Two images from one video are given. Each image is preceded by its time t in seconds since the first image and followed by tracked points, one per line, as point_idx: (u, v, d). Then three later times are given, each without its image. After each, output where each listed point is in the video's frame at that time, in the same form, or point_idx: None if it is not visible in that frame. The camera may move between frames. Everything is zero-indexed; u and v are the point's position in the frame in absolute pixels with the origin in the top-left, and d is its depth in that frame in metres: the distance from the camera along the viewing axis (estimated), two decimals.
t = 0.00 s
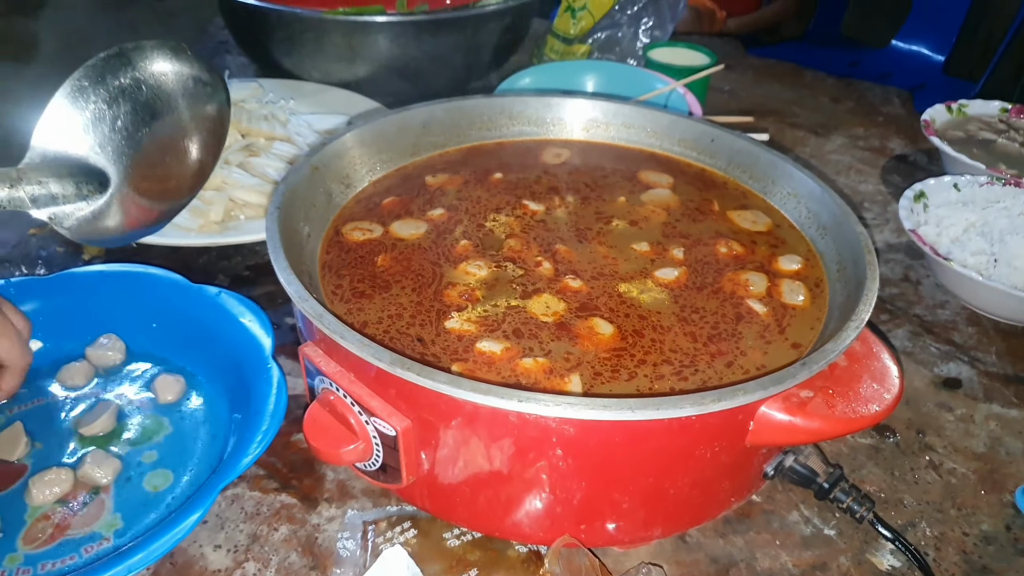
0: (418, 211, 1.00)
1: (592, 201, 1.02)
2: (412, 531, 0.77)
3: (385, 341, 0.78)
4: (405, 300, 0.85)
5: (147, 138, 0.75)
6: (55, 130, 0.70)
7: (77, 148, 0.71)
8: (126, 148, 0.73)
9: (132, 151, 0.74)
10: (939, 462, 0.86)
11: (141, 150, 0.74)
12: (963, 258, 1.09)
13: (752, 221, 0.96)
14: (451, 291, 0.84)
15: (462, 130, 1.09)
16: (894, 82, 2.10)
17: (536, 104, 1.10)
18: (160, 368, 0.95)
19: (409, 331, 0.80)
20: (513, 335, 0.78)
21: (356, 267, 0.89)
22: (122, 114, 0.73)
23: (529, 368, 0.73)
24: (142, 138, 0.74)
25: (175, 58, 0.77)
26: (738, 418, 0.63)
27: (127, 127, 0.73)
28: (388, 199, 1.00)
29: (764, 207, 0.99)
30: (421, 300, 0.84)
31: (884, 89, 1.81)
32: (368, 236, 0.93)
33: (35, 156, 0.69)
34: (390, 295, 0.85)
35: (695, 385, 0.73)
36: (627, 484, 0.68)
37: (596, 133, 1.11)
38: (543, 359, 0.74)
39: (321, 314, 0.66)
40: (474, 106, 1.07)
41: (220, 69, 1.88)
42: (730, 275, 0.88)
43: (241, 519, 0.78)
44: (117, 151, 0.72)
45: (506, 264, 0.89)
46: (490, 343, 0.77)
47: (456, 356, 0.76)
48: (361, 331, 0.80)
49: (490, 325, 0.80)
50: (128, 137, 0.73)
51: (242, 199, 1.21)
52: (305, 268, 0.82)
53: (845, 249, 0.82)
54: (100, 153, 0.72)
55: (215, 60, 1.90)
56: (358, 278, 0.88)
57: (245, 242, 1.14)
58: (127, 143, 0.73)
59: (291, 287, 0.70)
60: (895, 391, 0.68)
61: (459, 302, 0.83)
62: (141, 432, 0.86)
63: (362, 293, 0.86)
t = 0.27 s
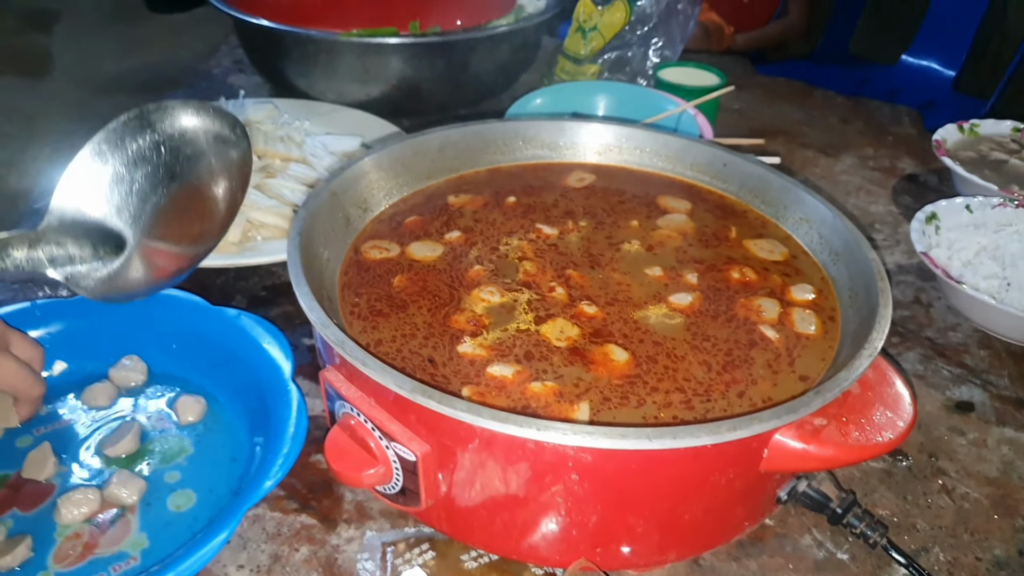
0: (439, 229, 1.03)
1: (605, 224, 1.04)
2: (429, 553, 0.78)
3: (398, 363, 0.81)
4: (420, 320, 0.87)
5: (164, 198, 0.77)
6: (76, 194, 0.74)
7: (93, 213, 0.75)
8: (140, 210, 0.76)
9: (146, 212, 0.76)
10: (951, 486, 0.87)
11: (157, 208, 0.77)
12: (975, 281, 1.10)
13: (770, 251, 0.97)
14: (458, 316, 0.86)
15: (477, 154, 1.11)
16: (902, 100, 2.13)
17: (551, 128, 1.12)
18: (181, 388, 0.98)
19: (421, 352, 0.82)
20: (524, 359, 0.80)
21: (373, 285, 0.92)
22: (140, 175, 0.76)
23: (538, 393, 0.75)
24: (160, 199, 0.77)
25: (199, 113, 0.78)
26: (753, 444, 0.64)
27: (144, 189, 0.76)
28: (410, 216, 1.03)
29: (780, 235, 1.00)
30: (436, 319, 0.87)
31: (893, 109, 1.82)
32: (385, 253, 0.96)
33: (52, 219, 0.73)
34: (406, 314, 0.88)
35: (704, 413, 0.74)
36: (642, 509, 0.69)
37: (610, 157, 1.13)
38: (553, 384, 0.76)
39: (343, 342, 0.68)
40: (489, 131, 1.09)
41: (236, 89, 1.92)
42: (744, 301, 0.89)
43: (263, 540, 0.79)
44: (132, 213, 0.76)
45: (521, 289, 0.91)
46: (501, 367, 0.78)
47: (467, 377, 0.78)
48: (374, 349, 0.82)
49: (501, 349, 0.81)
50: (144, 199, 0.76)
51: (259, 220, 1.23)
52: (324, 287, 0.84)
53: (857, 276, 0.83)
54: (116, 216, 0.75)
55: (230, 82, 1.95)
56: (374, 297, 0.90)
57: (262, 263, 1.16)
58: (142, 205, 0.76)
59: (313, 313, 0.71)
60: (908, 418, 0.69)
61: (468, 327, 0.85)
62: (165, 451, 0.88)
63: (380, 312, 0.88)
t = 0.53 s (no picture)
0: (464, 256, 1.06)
1: (614, 258, 1.06)
2: None
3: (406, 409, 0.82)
4: (431, 358, 0.89)
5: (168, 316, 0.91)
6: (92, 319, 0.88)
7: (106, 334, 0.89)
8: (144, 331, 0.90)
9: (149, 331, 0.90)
10: (964, 511, 0.88)
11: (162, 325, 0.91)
12: (985, 302, 1.10)
13: (783, 287, 0.98)
14: (463, 359, 0.88)
15: (487, 188, 1.12)
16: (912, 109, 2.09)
17: (559, 160, 1.13)
18: (203, 430, 1.01)
19: (430, 393, 0.85)
20: (532, 402, 0.82)
21: (385, 322, 0.94)
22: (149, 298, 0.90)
23: (546, 435, 0.78)
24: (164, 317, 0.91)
25: (205, 234, 0.93)
26: (763, 487, 0.65)
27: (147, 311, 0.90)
28: (433, 249, 1.06)
29: (793, 271, 1.00)
30: (447, 357, 0.89)
31: (902, 120, 1.82)
32: (401, 287, 0.99)
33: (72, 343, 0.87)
34: (418, 353, 0.90)
35: (709, 457, 0.76)
36: (657, 549, 0.70)
37: (618, 187, 1.15)
38: (559, 426, 0.78)
39: (360, 395, 0.69)
40: (498, 165, 1.10)
41: (247, 118, 1.95)
42: (753, 336, 0.91)
43: None
44: (138, 333, 0.90)
45: (534, 327, 0.93)
46: (508, 411, 0.80)
47: (474, 420, 0.81)
48: (384, 388, 0.85)
49: (510, 391, 0.84)
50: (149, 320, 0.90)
51: (274, 255, 1.25)
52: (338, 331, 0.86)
53: (865, 309, 0.84)
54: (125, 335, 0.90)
55: (243, 111, 1.99)
56: (385, 335, 0.92)
57: (279, 300, 1.18)
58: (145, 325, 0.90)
59: (330, 364, 0.72)
60: (916, 455, 0.70)
61: (476, 370, 0.87)
62: (190, 496, 0.92)
63: (394, 349, 0.91)
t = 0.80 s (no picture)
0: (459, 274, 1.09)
1: (603, 279, 1.08)
2: None
3: (393, 432, 0.85)
4: (419, 380, 0.92)
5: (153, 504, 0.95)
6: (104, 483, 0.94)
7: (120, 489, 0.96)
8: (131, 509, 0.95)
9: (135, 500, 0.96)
10: (946, 523, 0.90)
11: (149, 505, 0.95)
12: (967, 315, 1.12)
13: (773, 312, 0.99)
14: (449, 386, 0.90)
15: (479, 211, 1.15)
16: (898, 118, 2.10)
17: (548, 181, 1.15)
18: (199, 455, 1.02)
19: (417, 417, 0.87)
20: (518, 426, 0.84)
21: (378, 343, 0.97)
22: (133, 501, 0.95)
23: (532, 459, 0.80)
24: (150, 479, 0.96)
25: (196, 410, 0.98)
26: (748, 511, 0.67)
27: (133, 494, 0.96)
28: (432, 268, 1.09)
29: (782, 295, 1.01)
30: (437, 380, 0.91)
31: (888, 129, 1.85)
32: (395, 307, 1.02)
33: (73, 503, 0.94)
34: (410, 374, 0.92)
35: (691, 482, 0.78)
36: (646, 572, 0.72)
37: (608, 208, 1.17)
38: (546, 450, 0.80)
39: (353, 427, 0.70)
40: (488, 187, 1.13)
41: (239, 134, 1.96)
42: (739, 359, 0.94)
43: None
44: (123, 493, 0.96)
45: (525, 350, 0.95)
46: (494, 435, 0.82)
47: (460, 445, 0.83)
48: (372, 410, 0.87)
49: (497, 415, 0.86)
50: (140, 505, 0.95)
51: (268, 276, 1.26)
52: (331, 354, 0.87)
53: (848, 329, 0.86)
54: (116, 494, 0.96)
55: (235, 125, 2.00)
56: (377, 357, 0.94)
57: (272, 322, 1.19)
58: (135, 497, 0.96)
59: (323, 396, 0.73)
60: (897, 476, 0.72)
61: (460, 396, 0.89)
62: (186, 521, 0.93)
63: (386, 371, 0.93)
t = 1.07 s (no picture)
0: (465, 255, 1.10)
1: (599, 264, 1.09)
2: None
3: (387, 412, 0.86)
4: (415, 363, 0.93)
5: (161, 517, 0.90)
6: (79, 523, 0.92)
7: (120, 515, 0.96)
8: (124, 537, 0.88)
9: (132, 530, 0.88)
10: (939, 503, 0.91)
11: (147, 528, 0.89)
12: (961, 298, 1.13)
13: (773, 301, 0.99)
14: (440, 372, 0.91)
15: (476, 197, 1.15)
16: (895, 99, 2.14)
17: (545, 167, 1.15)
18: (202, 443, 1.04)
19: (411, 400, 0.88)
20: (513, 411, 0.85)
21: (377, 326, 0.98)
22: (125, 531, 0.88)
23: (527, 442, 0.81)
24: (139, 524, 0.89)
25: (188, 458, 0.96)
26: (743, 494, 0.68)
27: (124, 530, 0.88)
28: (434, 252, 1.10)
29: (782, 284, 1.02)
30: (433, 365, 0.93)
31: (885, 110, 1.84)
32: (397, 289, 1.03)
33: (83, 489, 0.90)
34: (408, 357, 0.94)
35: (684, 466, 0.79)
36: (643, 554, 0.73)
37: (605, 193, 1.18)
38: (540, 433, 0.81)
39: (353, 414, 0.71)
40: (485, 174, 1.13)
41: (236, 120, 1.95)
42: (734, 344, 0.95)
43: None
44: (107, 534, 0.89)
45: (522, 336, 0.96)
46: (487, 419, 0.84)
47: (454, 429, 0.84)
48: (369, 391, 0.89)
49: (492, 400, 0.87)
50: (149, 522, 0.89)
51: (267, 264, 1.27)
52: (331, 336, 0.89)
53: (843, 314, 0.87)
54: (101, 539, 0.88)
55: (231, 111, 1.99)
56: (376, 340, 0.96)
57: (271, 310, 1.20)
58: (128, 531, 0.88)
59: (324, 384, 0.74)
60: (891, 459, 0.73)
61: (450, 382, 0.90)
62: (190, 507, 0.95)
63: (384, 354, 0.94)
